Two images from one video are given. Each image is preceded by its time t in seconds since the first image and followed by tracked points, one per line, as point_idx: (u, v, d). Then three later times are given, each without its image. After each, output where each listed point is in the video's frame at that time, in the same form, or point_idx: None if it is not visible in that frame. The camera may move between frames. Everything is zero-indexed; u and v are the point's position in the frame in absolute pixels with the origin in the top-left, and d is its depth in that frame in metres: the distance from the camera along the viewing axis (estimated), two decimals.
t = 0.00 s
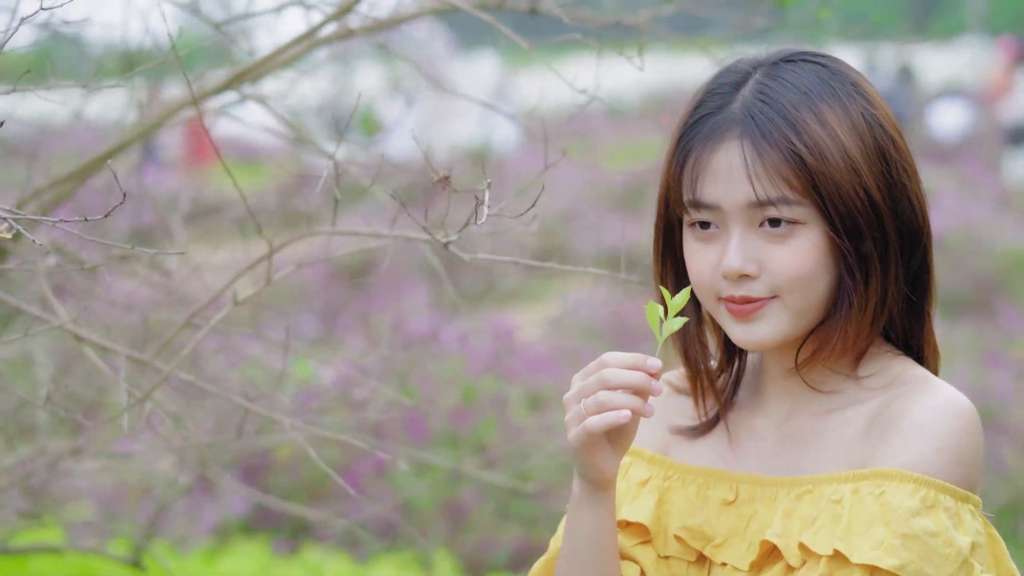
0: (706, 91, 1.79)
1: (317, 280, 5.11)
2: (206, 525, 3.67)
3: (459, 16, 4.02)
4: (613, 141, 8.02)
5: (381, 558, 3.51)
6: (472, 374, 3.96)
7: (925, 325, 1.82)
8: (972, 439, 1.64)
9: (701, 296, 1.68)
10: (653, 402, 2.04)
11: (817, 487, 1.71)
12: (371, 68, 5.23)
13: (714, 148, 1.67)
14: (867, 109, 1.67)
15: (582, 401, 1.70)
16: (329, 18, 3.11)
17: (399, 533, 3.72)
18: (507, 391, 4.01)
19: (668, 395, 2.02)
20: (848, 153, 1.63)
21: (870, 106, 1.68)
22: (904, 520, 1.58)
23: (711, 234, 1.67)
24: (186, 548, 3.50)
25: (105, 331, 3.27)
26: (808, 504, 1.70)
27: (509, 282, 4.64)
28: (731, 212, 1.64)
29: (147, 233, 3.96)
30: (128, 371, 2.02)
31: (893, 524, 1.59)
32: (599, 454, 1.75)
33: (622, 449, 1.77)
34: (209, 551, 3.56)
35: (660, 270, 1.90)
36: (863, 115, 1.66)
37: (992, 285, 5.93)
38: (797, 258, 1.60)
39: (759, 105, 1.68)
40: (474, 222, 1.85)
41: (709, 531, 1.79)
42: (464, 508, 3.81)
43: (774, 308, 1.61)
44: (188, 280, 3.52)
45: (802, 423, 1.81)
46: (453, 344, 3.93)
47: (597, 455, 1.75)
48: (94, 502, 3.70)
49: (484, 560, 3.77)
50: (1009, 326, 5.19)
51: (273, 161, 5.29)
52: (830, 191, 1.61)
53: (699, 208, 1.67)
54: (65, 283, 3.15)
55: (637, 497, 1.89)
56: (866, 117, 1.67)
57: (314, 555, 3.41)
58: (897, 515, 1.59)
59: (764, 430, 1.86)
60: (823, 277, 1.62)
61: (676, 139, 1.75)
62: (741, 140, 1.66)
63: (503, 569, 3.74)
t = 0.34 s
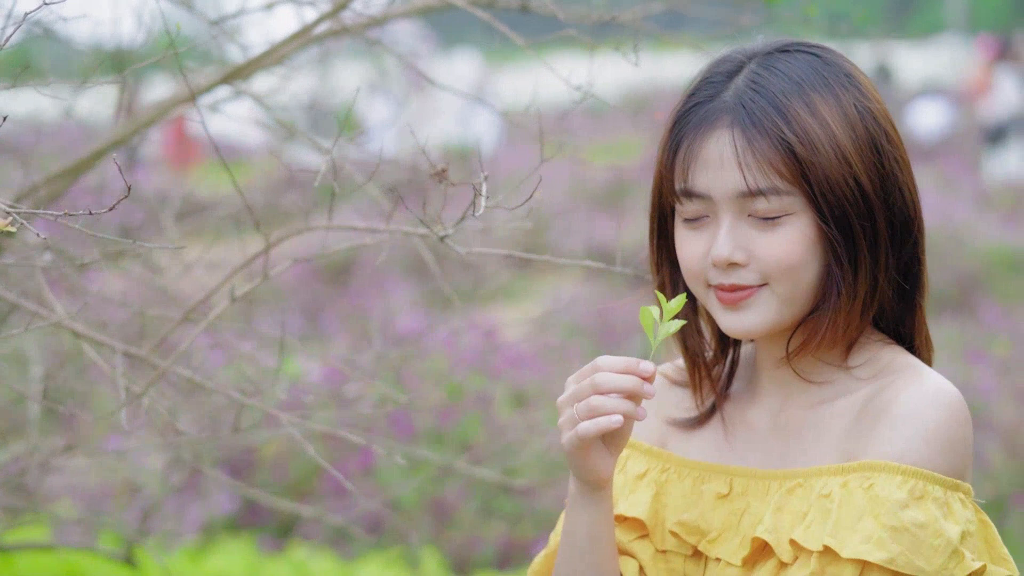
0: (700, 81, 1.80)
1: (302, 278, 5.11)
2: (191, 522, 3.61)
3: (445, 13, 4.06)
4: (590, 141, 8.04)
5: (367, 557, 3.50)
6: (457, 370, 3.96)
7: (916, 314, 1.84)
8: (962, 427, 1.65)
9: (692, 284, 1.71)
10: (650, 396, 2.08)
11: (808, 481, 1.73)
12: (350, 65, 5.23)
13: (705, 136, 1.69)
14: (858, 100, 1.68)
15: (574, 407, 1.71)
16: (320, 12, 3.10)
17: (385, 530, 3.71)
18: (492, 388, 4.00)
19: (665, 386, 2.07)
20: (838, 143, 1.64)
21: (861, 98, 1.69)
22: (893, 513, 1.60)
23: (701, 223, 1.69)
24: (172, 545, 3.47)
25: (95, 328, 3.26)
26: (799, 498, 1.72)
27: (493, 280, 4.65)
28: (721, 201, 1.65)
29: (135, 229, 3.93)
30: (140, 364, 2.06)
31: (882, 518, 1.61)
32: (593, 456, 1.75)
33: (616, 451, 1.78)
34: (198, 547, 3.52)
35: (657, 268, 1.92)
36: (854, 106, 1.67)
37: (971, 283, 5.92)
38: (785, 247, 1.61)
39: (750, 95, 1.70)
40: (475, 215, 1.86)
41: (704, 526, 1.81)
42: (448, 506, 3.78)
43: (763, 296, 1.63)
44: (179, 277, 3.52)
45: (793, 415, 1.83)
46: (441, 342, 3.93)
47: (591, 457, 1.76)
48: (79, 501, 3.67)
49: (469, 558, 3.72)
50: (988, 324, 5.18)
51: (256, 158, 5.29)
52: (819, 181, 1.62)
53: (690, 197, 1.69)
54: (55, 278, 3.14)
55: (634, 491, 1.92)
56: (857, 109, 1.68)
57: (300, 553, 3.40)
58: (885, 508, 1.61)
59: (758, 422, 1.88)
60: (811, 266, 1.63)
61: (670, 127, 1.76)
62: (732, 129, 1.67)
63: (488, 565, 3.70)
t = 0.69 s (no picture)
0: (686, 76, 1.76)
1: (294, 276, 5.12)
2: (183, 521, 3.63)
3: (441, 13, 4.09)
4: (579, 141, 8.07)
5: (359, 555, 3.52)
6: (446, 369, 3.98)
7: (900, 310, 1.83)
8: (942, 428, 1.66)
9: (673, 277, 1.68)
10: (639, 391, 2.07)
11: (792, 484, 1.74)
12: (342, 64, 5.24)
13: (684, 131, 1.65)
14: (844, 96, 1.63)
15: (562, 400, 1.69)
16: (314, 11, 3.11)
17: (378, 528, 3.73)
18: (481, 386, 4.04)
19: (655, 382, 2.06)
20: (819, 140, 1.59)
21: (846, 94, 1.63)
22: (873, 518, 1.62)
23: (681, 218, 1.65)
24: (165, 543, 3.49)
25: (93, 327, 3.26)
26: (784, 502, 1.73)
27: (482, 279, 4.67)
28: (700, 196, 1.62)
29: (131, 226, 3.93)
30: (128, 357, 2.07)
31: (863, 524, 1.62)
32: (582, 449, 1.75)
33: (605, 445, 1.76)
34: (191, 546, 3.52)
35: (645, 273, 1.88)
36: (838, 103, 1.62)
37: (959, 282, 5.93)
38: (762, 243, 1.57)
39: (733, 91, 1.65)
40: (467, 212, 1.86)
41: (692, 528, 1.82)
42: (439, 504, 3.80)
43: (742, 291, 1.60)
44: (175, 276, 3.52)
45: (781, 415, 1.83)
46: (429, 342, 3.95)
47: (578, 451, 1.75)
48: (71, 498, 3.67)
49: (460, 556, 3.74)
50: (975, 323, 5.19)
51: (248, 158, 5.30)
52: (798, 178, 1.58)
53: (670, 192, 1.66)
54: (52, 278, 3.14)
55: (627, 489, 1.93)
56: (842, 105, 1.62)
57: (292, 552, 3.43)
58: (866, 513, 1.62)
59: (746, 420, 1.89)
60: (789, 262, 1.59)
61: (654, 120, 1.73)
62: (711, 125, 1.63)
63: (480, 565, 3.74)
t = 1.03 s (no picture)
0: (657, 89, 1.76)
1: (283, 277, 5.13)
2: (173, 522, 3.64)
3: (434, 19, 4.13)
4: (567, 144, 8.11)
5: (348, 557, 3.55)
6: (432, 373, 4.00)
7: (881, 311, 1.76)
8: (922, 430, 1.61)
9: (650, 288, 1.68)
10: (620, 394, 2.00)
11: (774, 484, 1.67)
12: (330, 65, 5.23)
13: (654, 145, 1.65)
14: (811, 106, 1.62)
15: (544, 392, 1.68)
16: (306, 14, 3.10)
17: (367, 529, 3.75)
18: (470, 389, 4.08)
19: (638, 385, 1.98)
20: (785, 151, 1.59)
21: (813, 103, 1.62)
22: (853, 519, 1.56)
23: (653, 231, 1.65)
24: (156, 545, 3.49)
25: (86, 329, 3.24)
26: (766, 503, 1.67)
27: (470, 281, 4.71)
28: (670, 209, 1.62)
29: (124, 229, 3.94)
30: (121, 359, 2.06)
31: (843, 525, 1.56)
32: (563, 444, 1.73)
33: (589, 441, 1.75)
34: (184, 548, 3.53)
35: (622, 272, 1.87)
36: (804, 112, 1.61)
37: (946, 285, 5.98)
38: (731, 255, 1.57)
39: (700, 104, 1.65)
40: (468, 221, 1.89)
41: (674, 528, 1.75)
42: (427, 506, 3.84)
43: (716, 300, 1.59)
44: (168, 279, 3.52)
45: (765, 417, 1.76)
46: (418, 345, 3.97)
47: (561, 446, 1.73)
48: (60, 500, 3.67)
49: (449, 557, 3.78)
50: (962, 324, 5.22)
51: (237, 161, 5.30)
52: (764, 189, 1.57)
53: (642, 205, 1.66)
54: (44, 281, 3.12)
55: (611, 490, 1.85)
56: (810, 115, 1.61)
57: (281, 553, 3.44)
58: (846, 514, 1.56)
59: (730, 423, 1.82)
60: (761, 272, 1.59)
61: (625, 134, 1.73)
62: (679, 139, 1.63)
63: (468, 566, 3.76)
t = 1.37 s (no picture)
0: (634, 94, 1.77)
1: (274, 276, 5.12)
2: (166, 521, 3.63)
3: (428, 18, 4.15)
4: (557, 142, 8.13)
5: (340, 555, 3.56)
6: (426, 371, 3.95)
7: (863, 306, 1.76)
8: (906, 427, 1.60)
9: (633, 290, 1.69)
10: (606, 391, 1.99)
11: (758, 479, 1.67)
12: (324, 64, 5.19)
13: (630, 151, 1.67)
14: (785, 107, 1.63)
15: (523, 377, 1.70)
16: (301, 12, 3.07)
17: (359, 527, 3.75)
18: (461, 387, 4.09)
19: (624, 382, 1.98)
20: (759, 154, 1.60)
21: (787, 105, 1.63)
22: (836, 514, 1.55)
23: (633, 236, 1.67)
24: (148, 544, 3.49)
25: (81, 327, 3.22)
26: (749, 497, 1.67)
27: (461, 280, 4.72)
28: (648, 213, 1.63)
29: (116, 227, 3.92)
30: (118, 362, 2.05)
31: (826, 518, 1.56)
32: (541, 432, 1.75)
33: (565, 428, 1.77)
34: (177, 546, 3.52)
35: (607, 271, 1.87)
36: (778, 114, 1.62)
37: (935, 284, 6.00)
38: (710, 257, 1.58)
39: (675, 109, 1.66)
40: (463, 216, 1.87)
41: (658, 522, 1.75)
42: (419, 504, 3.85)
43: (698, 301, 1.61)
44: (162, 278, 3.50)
45: (749, 414, 1.76)
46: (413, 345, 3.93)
47: (540, 434, 1.76)
48: (51, 499, 3.66)
49: (441, 556, 3.81)
50: (951, 322, 5.24)
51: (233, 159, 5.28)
52: (739, 192, 1.58)
53: (621, 210, 1.67)
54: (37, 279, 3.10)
55: (594, 485, 1.86)
56: (784, 117, 1.62)
57: (273, 551, 3.44)
58: (829, 508, 1.56)
59: (714, 421, 1.82)
60: (739, 273, 1.60)
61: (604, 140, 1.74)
62: (654, 144, 1.64)
63: (460, 564, 3.78)
